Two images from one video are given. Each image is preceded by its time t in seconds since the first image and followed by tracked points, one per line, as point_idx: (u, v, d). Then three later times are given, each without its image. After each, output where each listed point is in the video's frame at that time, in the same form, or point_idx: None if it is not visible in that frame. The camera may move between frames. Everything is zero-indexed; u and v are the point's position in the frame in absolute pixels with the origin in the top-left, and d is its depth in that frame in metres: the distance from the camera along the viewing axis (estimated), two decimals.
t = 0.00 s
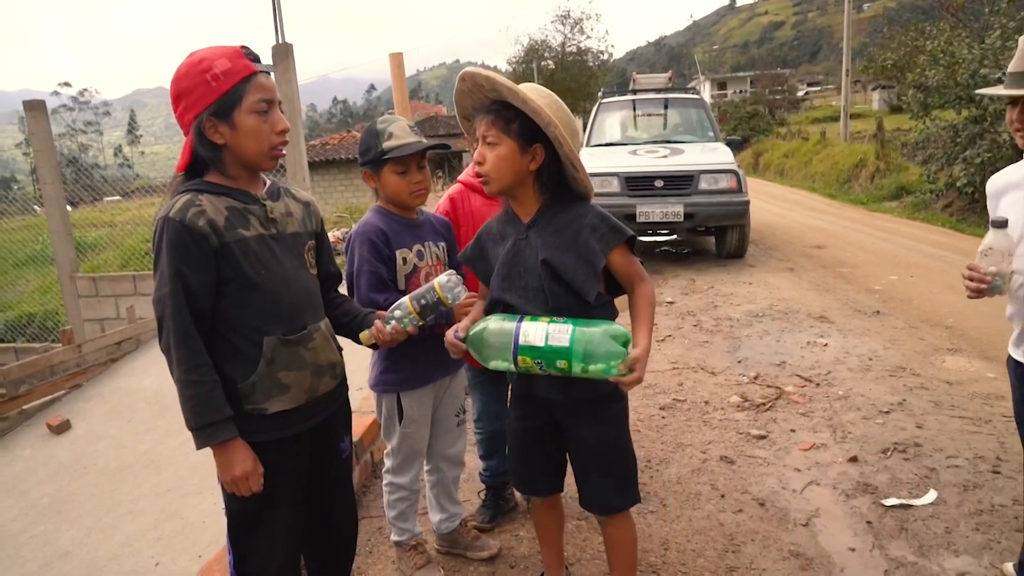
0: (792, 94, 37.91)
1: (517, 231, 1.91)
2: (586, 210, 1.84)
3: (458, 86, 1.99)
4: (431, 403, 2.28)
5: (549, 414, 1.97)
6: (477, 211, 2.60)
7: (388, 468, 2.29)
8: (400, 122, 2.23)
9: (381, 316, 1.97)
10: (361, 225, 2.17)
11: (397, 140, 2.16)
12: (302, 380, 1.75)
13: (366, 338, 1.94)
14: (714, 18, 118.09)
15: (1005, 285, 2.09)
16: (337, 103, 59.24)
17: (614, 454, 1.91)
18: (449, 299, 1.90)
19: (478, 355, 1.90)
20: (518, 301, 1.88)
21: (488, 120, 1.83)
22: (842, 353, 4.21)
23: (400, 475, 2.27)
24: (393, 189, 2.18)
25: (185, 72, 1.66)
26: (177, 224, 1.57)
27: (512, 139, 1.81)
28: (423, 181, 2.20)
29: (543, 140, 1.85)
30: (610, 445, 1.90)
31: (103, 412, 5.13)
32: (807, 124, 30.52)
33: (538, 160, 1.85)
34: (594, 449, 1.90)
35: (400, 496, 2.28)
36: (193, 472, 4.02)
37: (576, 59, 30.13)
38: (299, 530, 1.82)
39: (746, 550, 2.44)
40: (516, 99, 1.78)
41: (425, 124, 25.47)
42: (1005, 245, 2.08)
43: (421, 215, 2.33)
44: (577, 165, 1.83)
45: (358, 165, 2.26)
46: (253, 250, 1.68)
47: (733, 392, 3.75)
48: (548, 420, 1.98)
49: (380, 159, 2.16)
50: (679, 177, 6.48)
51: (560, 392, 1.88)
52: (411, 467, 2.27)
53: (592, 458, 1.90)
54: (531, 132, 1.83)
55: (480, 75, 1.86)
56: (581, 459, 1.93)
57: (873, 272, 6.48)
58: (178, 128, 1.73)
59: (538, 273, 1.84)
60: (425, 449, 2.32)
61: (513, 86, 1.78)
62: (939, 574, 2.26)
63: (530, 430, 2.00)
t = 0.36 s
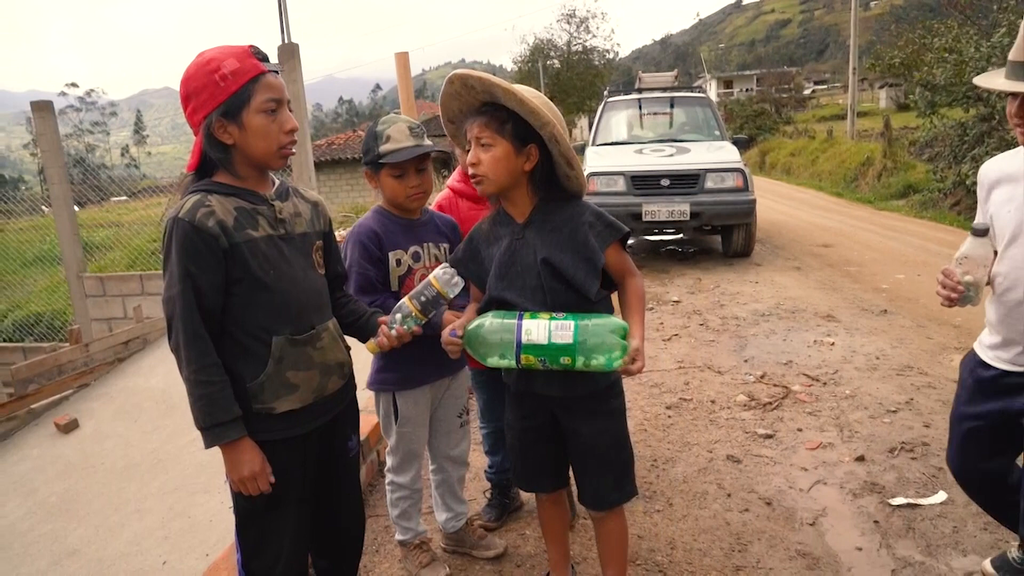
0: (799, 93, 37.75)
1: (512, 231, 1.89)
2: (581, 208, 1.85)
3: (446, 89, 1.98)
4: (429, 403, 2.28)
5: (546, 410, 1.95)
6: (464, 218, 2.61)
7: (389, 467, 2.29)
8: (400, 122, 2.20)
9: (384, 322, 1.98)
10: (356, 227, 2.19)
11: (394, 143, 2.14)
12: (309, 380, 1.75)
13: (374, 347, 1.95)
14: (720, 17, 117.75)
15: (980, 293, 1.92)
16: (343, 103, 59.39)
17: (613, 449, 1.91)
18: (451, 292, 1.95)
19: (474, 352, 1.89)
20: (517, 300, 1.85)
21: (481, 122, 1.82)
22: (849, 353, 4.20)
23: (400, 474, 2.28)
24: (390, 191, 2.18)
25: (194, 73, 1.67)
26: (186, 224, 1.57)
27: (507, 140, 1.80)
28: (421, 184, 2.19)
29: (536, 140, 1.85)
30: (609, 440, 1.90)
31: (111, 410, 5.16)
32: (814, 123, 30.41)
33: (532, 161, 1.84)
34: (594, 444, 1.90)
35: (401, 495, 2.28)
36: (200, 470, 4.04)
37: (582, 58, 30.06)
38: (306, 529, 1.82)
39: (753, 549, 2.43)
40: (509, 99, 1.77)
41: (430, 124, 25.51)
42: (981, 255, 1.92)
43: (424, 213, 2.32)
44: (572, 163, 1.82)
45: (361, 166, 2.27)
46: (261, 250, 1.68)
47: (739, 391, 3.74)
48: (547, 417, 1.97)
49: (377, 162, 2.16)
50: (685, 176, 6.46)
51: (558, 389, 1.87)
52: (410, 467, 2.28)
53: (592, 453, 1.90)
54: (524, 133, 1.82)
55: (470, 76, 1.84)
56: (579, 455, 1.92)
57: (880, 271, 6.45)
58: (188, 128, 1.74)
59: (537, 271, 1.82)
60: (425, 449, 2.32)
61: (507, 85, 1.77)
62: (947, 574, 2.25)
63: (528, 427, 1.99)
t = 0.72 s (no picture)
0: (804, 92, 37.64)
1: (528, 226, 1.88)
2: (600, 208, 1.85)
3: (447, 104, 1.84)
4: (429, 404, 2.28)
5: (545, 415, 1.95)
6: (474, 218, 2.62)
7: (388, 467, 2.30)
8: (398, 122, 2.18)
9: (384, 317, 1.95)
10: (353, 229, 2.21)
11: (389, 146, 2.13)
12: (315, 380, 1.76)
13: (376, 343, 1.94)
14: (725, 16, 117.50)
15: (952, 299, 1.94)
16: (348, 103, 59.50)
17: (612, 455, 1.90)
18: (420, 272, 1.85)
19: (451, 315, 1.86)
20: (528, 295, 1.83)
21: (513, 131, 1.77)
22: (855, 353, 4.18)
23: (399, 475, 2.28)
24: (387, 193, 2.18)
25: (201, 74, 1.67)
26: (193, 225, 1.58)
27: (544, 142, 1.78)
28: (418, 186, 2.18)
29: (561, 133, 1.85)
30: (608, 446, 1.89)
31: (117, 409, 5.18)
32: (820, 122, 30.32)
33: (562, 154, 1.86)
34: (593, 449, 1.89)
35: (400, 495, 2.29)
36: (205, 469, 4.06)
37: (586, 58, 30.02)
38: (312, 529, 1.82)
39: (759, 550, 2.43)
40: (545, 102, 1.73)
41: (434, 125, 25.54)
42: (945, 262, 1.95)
43: (424, 214, 2.32)
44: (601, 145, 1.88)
45: (359, 167, 2.27)
46: (268, 250, 1.69)
47: (744, 391, 3.73)
48: (546, 423, 1.96)
49: (373, 164, 2.16)
50: (690, 176, 6.45)
51: (558, 393, 1.87)
52: (407, 467, 2.28)
53: (591, 459, 1.90)
54: (552, 130, 1.82)
55: (491, 86, 1.74)
56: (578, 460, 1.92)
57: (886, 271, 6.43)
58: (195, 128, 1.75)
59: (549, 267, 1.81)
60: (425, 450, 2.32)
61: (552, 85, 1.70)
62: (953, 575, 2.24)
63: (528, 432, 1.98)
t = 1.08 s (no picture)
0: (809, 92, 37.56)
1: (539, 227, 1.88)
2: (613, 206, 1.86)
3: (479, 97, 1.79)
4: (432, 407, 2.27)
5: (552, 420, 1.94)
6: (482, 218, 2.63)
7: (390, 468, 2.31)
8: (396, 124, 2.18)
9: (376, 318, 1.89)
10: (353, 232, 2.23)
11: (388, 147, 2.12)
12: (318, 381, 1.76)
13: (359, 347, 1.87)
14: (729, 17, 117.34)
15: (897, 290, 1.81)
16: (352, 104, 59.61)
17: (618, 463, 1.89)
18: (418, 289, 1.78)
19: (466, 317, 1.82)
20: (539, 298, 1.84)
21: (541, 134, 1.75)
22: (859, 353, 4.17)
23: (400, 475, 2.29)
24: (385, 196, 2.18)
25: (202, 74, 1.68)
26: (194, 226, 1.58)
27: (570, 147, 1.78)
28: (416, 188, 2.18)
29: (583, 137, 1.85)
30: (614, 453, 1.88)
31: (121, 408, 5.19)
32: (824, 123, 30.27)
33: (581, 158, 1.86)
34: (599, 456, 1.88)
35: (401, 496, 2.29)
36: (209, 468, 4.06)
37: (590, 58, 29.98)
38: (316, 529, 1.83)
39: (762, 551, 2.42)
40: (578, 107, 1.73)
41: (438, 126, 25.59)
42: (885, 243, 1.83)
43: (423, 216, 2.32)
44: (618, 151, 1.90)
45: (358, 169, 2.26)
46: (270, 250, 1.69)
47: (748, 391, 3.72)
48: (552, 428, 1.95)
49: (371, 166, 2.15)
50: (694, 176, 6.44)
51: (566, 399, 1.86)
52: (408, 468, 2.28)
53: (598, 466, 1.89)
54: (575, 134, 1.82)
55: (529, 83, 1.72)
56: (585, 467, 1.92)
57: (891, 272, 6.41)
58: (197, 129, 1.76)
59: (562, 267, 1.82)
60: (426, 451, 2.32)
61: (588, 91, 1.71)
62: None
63: (534, 438, 1.98)
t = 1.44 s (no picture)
0: (812, 92, 37.48)
1: (551, 228, 1.87)
2: (628, 220, 1.85)
3: (483, 94, 1.83)
4: (436, 408, 2.27)
5: (556, 426, 1.94)
6: (482, 218, 2.64)
7: (394, 468, 2.31)
8: (401, 125, 2.18)
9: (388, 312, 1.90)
10: (358, 234, 2.24)
11: (392, 148, 2.12)
12: (321, 380, 1.76)
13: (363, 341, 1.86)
14: (732, 17, 117.21)
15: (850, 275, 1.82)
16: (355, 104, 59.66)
17: (622, 469, 1.88)
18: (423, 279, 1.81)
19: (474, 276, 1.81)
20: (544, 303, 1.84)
21: (538, 134, 1.75)
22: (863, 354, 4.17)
23: (405, 476, 2.29)
24: (389, 197, 2.18)
25: (204, 76, 1.68)
26: (196, 226, 1.59)
27: (572, 149, 1.75)
28: (421, 189, 2.18)
29: (594, 140, 1.81)
30: (617, 460, 1.88)
31: (125, 408, 5.21)
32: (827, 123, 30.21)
33: (592, 162, 1.82)
34: (603, 461, 1.87)
35: (405, 496, 2.29)
36: (213, 468, 4.07)
37: (594, 58, 29.96)
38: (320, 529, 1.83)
39: (766, 552, 2.42)
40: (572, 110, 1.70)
41: (441, 126, 25.60)
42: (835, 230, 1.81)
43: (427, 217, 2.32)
44: (635, 157, 1.82)
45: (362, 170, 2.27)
46: (271, 252, 1.69)
47: (752, 393, 3.72)
48: (556, 434, 1.95)
49: (376, 167, 2.16)
50: (697, 177, 6.43)
51: (569, 405, 1.86)
52: (413, 468, 2.28)
53: (602, 472, 1.89)
54: (582, 137, 1.78)
55: (522, 83, 1.72)
56: (588, 473, 1.91)
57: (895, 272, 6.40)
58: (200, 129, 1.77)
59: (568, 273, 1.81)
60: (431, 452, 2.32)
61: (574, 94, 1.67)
62: None
63: (538, 443, 1.98)
